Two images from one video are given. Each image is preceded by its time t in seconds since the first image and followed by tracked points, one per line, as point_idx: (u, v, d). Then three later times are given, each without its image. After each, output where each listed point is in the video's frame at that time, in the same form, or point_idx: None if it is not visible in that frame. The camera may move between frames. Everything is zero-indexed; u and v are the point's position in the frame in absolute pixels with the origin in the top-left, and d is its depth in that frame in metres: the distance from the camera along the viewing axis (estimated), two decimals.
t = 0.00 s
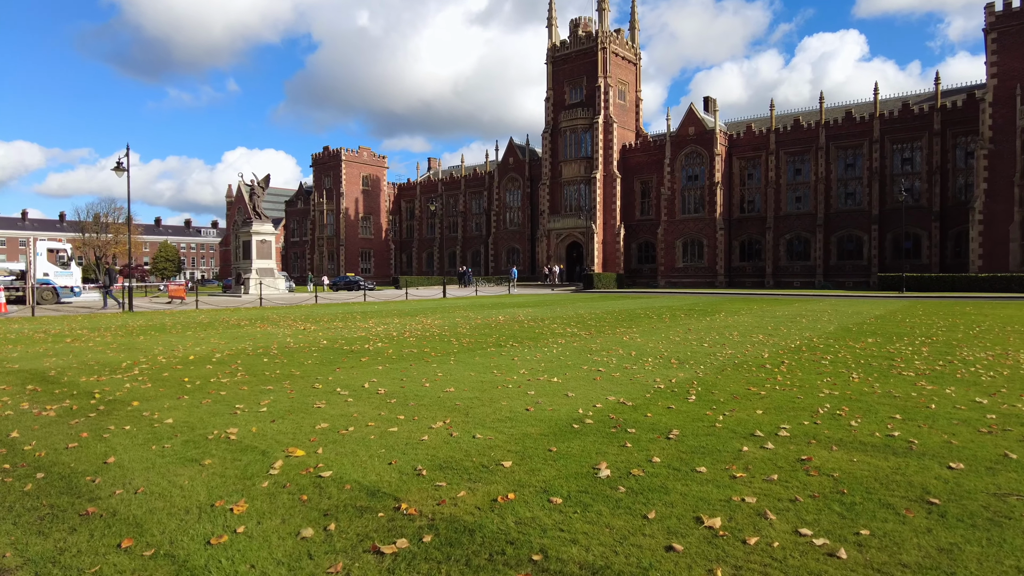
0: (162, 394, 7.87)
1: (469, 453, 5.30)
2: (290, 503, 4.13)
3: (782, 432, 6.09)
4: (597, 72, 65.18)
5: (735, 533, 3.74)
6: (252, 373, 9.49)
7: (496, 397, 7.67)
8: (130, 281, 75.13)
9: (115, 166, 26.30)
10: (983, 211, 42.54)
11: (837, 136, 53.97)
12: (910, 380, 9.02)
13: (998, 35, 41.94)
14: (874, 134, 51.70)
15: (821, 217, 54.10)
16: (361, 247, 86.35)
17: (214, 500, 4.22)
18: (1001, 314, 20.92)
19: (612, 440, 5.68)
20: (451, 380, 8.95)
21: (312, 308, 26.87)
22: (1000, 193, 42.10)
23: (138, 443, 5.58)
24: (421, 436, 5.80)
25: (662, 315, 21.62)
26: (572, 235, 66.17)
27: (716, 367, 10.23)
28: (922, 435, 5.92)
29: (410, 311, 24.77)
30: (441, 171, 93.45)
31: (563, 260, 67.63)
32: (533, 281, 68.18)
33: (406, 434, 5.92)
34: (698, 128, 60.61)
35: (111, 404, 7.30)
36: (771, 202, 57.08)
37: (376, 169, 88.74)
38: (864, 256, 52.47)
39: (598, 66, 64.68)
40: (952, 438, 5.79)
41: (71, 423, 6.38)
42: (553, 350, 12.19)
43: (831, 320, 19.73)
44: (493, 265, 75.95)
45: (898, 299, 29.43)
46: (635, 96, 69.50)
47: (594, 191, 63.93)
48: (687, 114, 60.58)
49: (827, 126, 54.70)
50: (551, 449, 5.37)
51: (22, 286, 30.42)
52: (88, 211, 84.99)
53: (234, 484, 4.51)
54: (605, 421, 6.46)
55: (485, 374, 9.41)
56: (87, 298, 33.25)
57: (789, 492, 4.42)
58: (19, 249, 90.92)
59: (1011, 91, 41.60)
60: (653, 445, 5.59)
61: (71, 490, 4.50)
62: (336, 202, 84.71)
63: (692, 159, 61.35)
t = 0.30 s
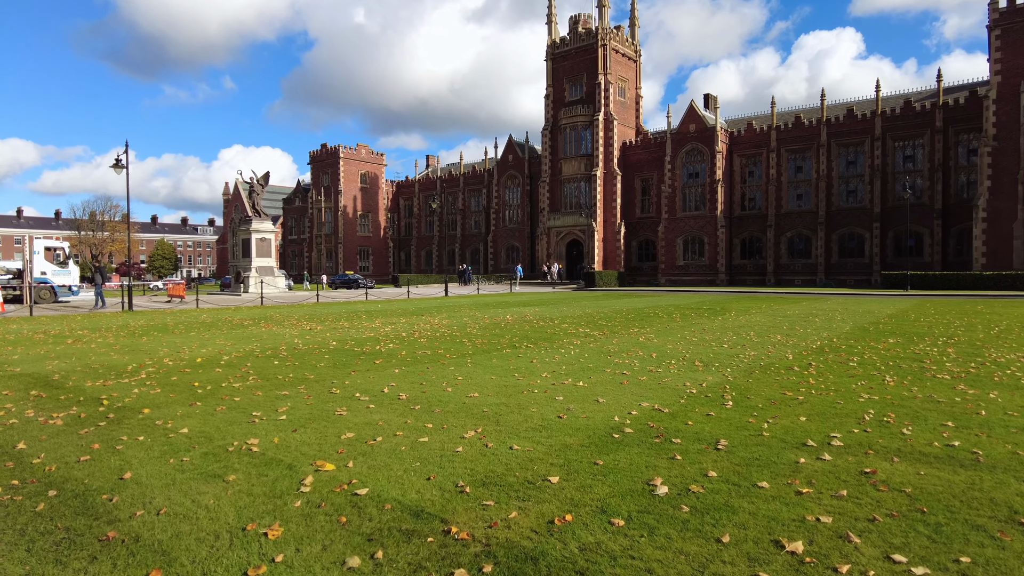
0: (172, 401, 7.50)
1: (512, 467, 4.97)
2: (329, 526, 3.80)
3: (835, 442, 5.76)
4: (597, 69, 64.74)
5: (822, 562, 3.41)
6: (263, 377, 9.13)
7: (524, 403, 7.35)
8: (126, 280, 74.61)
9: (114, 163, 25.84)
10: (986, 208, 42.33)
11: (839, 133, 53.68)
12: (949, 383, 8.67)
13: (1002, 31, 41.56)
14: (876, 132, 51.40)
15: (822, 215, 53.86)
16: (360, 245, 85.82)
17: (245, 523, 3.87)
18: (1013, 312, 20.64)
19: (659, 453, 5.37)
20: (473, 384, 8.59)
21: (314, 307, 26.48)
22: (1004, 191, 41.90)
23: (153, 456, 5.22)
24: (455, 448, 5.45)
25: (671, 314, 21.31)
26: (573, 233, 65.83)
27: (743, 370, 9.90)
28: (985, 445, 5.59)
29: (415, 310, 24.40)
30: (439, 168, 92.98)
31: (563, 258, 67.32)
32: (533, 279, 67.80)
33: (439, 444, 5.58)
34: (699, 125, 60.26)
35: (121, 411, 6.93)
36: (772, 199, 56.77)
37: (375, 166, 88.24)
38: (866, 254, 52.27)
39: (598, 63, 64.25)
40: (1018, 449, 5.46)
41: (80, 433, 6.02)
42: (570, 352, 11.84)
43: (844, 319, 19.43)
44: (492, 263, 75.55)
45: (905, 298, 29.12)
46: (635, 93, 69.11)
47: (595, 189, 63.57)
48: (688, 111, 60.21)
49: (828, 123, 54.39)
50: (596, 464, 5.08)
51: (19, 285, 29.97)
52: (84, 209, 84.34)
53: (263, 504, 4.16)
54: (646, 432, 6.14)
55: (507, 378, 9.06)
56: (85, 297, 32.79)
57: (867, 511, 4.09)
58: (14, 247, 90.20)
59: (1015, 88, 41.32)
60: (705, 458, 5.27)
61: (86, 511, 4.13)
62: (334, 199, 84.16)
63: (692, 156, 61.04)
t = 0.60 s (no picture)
0: (191, 409, 7.18)
1: (563, 484, 4.67)
2: (383, 554, 3.53)
3: (896, 454, 5.44)
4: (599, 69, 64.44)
5: None
6: (281, 383, 8.82)
7: (558, 412, 7.05)
8: (125, 280, 74.29)
9: (116, 162, 25.51)
10: (992, 209, 42.11)
11: (842, 134, 53.44)
12: (989, 390, 8.38)
13: (1008, 31, 41.17)
14: (879, 132, 51.15)
15: (825, 216, 53.60)
16: (360, 245, 85.46)
17: (289, 552, 3.57)
18: None
19: (714, 469, 5.12)
20: (500, 390, 8.28)
21: (319, 308, 26.15)
22: (1009, 191, 41.67)
23: (180, 473, 4.90)
24: (498, 462, 5.16)
25: (683, 316, 21.02)
26: (575, 233, 65.52)
27: (773, 377, 9.61)
28: None
29: (421, 311, 24.07)
30: (440, 168, 92.64)
31: (564, 259, 67.05)
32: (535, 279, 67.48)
33: (479, 459, 5.28)
34: (701, 125, 59.99)
35: (138, 421, 6.62)
36: (774, 200, 56.49)
37: (375, 166, 87.88)
38: (869, 255, 52.04)
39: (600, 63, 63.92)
40: None
41: (100, 445, 5.72)
42: (591, 356, 11.55)
43: (860, 321, 19.15)
44: (493, 263, 75.24)
45: (913, 299, 28.87)
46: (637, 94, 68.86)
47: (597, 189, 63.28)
48: (690, 112, 59.92)
49: (831, 123, 54.15)
50: (653, 481, 4.78)
51: (20, 286, 29.63)
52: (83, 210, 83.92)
53: (305, 528, 3.86)
54: (694, 446, 5.83)
55: (533, 383, 8.74)
56: (86, 298, 32.42)
57: (959, 537, 3.78)
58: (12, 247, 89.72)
59: (1021, 88, 41.03)
60: (764, 475, 4.97)
61: (116, 536, 3.84)
62: (335, 200, 83.80)
63: (695, 157, 60.78)
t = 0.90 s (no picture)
0: (202, 420, 6.82)
1: (615, 506, 4.36)
2: None
3: (958, 468, 5.15)
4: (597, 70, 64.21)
5: None
6: (293, 391, 8.48)
7: (589, 423, 6.74)
8: (120, 282, 73.65)
9: (113, 163, 25.10)
10: (992, 211, 42.05)
11: (841, 136, 53.39)
12: None
13: (1007, 34, 41.09)
14: (878, 134, 51.11)
15: (824, 217, 53.51)
16: (357, 247, 84.97)
17: None
18: None
19: (770, 485, 4.82)
20: (524, 398, 7.97)
21: (320, 311, 25.75)
22: (1010, 193, 41.63)
23: (202, 492, 4.56)
24: (540, 480, 4.84)
25: (691, 318, 20.75)
26: (573, 235, 65.25)
27: (801, 383, 9.32)
28: None
29: (424, 314, 23.70)
30: (437, 170, 92.27)
31: (563, 261, 66.78)
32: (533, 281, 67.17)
33: (519, 475, 4.96)
34: (700, 127, 59.82)
35: (149, 433, 6.27)
36: (773, 201, 56.35)
37: (372, 167, 87.44)
38: (868, 257, 51.97)
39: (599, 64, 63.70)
40: None
41: (111, 460, 5.37)
42: (609, 361, 11.26)
43: (872, 324, 18.91)
44: (491, 265, 74.92)
45: (918, 301, 28.67)
46: (636, 95, 68.68)
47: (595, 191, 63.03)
48: (689, 113, 59.74)
49: (830, 125, 54.09)
50: (710, 500, 4.48)
51: (15, 289, 29.17)
52: (77, 211, 83.24)
53: (346, 558, 3.54)
54: (741, 459, 5.52)
55: (557, 391, 8.43)
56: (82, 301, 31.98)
57: None
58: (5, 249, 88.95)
59: (1021, 91, 40.96)
60: (826, 491, 4.65)
61: (139, 567, 3.51)
62: (331, 201, 83.34)
63: (694, 158, 60.61)
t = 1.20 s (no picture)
0: (215, 431, 6.42)
1: (676, 528, 4.05)
2: None
3: None
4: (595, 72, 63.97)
5: None
6: (308, 398, 8.10)
7: (626, 433, 6.41)
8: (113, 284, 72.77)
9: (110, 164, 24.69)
10: (991, 213, 41.91)
11: (839, 138, 53.29)
12: None
13: (1006, 36, 40.99)
14: (876, 136, 51.05)
15: (823, 220, 53.36)
16: (352, 249, 84.39)
17: None
18: None
19: (837, 502, 4.49)
20: (551, 406, 7.61)
21: (319, 314, 25.28)
22: (1009, 195, 41.47)
23: (226, 514, 4.19)
24: (590, 498, 4.53)
25: (699, 321, 20.43)
26: (571, 237, 64.89)
27: (832, 388, 9.01)
28: None
29: (427, 317, 23.30)
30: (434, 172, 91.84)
31: (561, 263, 66.43)
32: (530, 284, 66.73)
33: (565, 492, 4.63)
34: (698, 129, 59.62)
35: (160, 445, 5.88)
36: (771, 204, 56.15)
37: (368, 169, 86.93)
38: (867, 259, 51.84)
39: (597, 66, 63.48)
40: None
41: (122, 476, 4.99)
42: (628, 366, 10.91)
43: (885, 327, 18.64)
44: (488, 268, 74.51)
45: (923, 303, 28.46)
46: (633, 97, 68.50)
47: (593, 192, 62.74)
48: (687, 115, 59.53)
49: (828, 127, 53.98)
50: (778, 519, 4.16)
51: (8, 292, 28.60)
52: (69, 213, 82.32)
53: None
54: (797, 473, 5.19)
55: (583, 398, 8.08)
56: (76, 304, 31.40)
57: None
58: None
59: (1020, 93, 40.83)
60: (901, 508, 4.31)
61: None
62: (327, 203, 82.77)
63: (692, 160, 60.36)
